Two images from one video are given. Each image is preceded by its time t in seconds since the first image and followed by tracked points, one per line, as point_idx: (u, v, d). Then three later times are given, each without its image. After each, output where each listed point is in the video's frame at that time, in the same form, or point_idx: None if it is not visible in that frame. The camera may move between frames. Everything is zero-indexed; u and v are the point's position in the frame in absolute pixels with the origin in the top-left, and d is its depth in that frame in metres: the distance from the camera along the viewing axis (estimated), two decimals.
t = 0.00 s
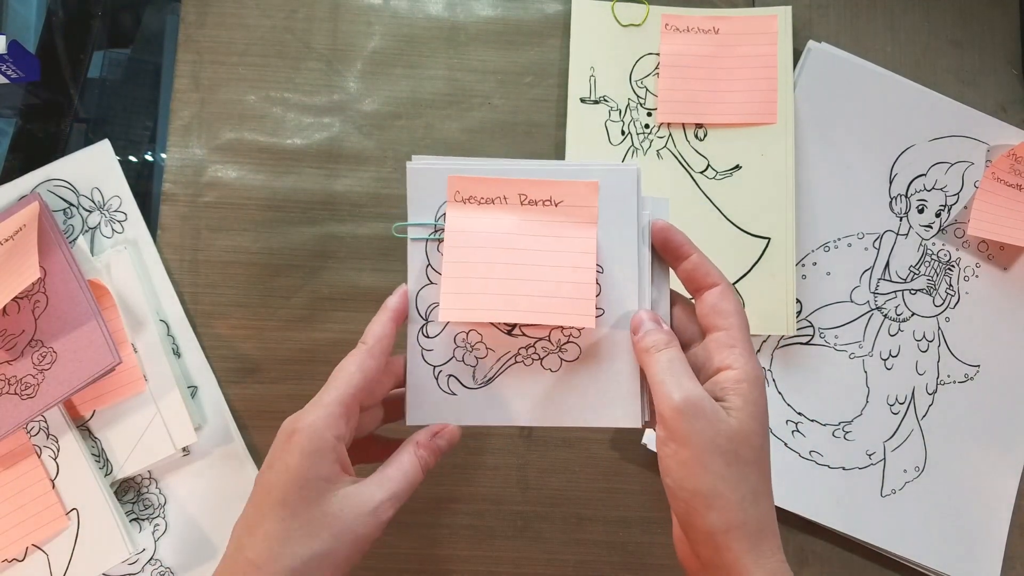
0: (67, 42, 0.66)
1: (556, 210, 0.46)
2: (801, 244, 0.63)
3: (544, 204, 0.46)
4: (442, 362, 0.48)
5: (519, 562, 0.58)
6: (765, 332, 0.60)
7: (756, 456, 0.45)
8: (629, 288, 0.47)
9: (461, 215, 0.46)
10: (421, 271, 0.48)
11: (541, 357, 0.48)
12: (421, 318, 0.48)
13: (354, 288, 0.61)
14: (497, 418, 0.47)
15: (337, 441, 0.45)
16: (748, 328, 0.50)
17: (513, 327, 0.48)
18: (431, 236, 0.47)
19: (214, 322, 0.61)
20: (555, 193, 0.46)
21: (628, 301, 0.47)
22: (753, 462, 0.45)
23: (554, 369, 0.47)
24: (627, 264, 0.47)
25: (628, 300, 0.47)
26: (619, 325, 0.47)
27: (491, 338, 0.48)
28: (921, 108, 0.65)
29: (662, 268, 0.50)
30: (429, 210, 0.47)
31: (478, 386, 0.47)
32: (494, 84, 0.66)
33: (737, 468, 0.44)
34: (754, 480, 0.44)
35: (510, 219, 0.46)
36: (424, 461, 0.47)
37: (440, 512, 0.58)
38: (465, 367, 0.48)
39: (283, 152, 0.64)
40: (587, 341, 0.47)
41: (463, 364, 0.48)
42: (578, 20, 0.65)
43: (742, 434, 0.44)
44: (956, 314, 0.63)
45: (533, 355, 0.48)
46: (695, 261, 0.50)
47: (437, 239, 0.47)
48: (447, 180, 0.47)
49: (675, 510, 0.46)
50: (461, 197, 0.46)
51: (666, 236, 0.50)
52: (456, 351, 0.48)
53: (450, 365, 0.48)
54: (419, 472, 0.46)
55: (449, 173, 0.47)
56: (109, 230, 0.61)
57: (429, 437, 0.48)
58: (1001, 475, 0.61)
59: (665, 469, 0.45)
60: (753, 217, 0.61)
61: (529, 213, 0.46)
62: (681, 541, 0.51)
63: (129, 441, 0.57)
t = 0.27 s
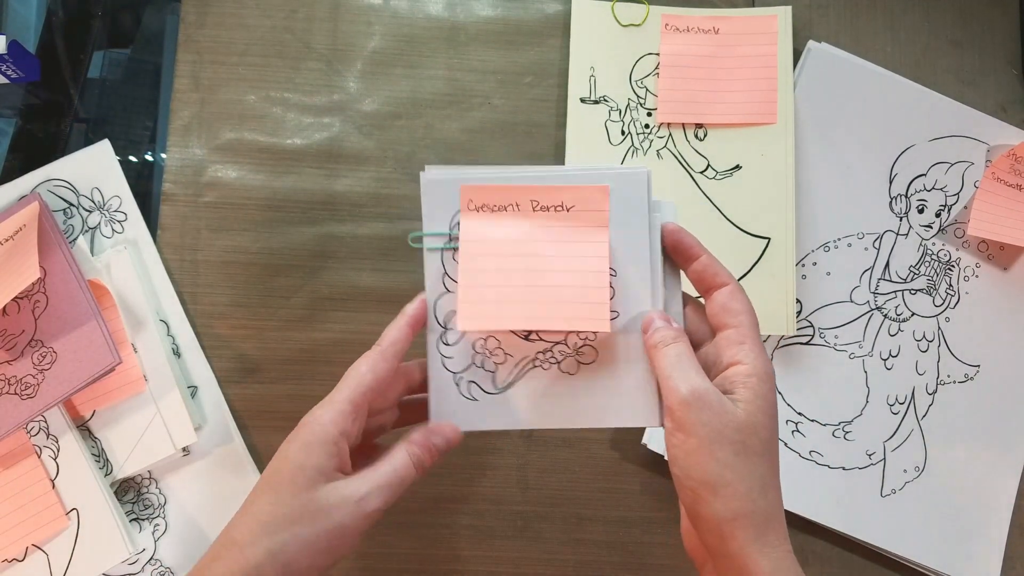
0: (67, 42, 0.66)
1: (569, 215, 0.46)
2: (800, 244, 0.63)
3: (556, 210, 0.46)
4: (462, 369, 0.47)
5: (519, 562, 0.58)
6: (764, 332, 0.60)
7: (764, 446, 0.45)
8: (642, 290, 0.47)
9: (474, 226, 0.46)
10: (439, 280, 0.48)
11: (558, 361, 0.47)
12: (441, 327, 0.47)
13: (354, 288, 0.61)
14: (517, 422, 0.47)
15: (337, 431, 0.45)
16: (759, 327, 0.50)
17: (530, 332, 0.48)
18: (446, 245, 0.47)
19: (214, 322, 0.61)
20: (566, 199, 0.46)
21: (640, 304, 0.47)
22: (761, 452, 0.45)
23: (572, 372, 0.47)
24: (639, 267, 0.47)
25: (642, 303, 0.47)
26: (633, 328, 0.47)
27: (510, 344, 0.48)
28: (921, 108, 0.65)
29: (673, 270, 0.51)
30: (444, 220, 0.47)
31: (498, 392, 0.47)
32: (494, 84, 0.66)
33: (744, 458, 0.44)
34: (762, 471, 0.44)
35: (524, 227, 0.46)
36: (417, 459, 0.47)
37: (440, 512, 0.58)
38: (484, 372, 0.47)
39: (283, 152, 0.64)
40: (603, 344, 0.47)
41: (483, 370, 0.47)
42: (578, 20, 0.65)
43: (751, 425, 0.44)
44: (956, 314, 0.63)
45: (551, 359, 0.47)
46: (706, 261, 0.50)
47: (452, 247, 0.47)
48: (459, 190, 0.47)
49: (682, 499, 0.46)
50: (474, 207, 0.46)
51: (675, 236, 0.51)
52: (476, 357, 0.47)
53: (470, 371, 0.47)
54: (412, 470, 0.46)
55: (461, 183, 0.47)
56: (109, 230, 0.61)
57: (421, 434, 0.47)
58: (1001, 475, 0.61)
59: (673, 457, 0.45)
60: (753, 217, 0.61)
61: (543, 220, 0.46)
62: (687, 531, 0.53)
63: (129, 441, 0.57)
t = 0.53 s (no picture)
0: (67, 41, 0.66)
1: (567, 213, 0.46)
2: (801, 244, 0.63)
3: (555, 207, 0.46)
4: (456, 367, 0.47)
5: (519, 562, 0.58)
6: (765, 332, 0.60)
7: (747, 433, 0.45)
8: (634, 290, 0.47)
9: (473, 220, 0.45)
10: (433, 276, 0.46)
11: (552, 360, 0.48)
12: (435, 324, 0.47)
13: (354, 288, 0.61)
14: (510, 421, 0.47)
15: (324, 393, 0.47)
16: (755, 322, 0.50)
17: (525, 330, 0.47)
18: (443, 238, 0.46)
19: (214, 322, 0.61)
20: (567, 197, 0.46)
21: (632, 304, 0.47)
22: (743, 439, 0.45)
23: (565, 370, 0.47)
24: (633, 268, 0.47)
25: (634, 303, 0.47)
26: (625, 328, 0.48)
27: (504, 342, 0.47)
28: (921, 108, 0.65)
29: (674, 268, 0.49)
30: (442, 212, 0.46)
31: (491, 390, 0.47)
32: (494, 84, 0.66)
33: (726, 445, 0.44)
34: (743, 459, 0.44)
35: (522, 223, 0.45)
36: (401, 399, 0.45)
37: (440, 512, 0.58)
38: (478, 370, 0.47)
39: (283, 152, 0.64)
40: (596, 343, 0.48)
41: (477, 368, 0.47)
42: (578, 20, 0.65)
43: (734, 413, 0.45)
44: (956, 314, 0.63)
45: (545, 357, 0.47)
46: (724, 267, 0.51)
47: (450, 241, 0.46)
48: (458, 182, 0.45)
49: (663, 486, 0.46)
50: (474, 200, 0.45)
51: (698, 241, 0.52)
52: (469, 355, 0.47)
53: (463, 370, 0.47)
54: (397, 411, 0.45)
55: (461, 175, 0.45)
56: (109, 230, 0.61)
57: (402, 377, 0.44)
58: (1001, 474, 0.61)
59: (657, 442, 0.45)
60: (754, 217, 0.61)
61: (541, 216, 0.46)
62: (664, 518, 0.51)
63: (129, 441, 0.57)
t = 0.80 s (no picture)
0: (67, 41, 0.66)
1: (540, 173, 0.43)
2: (800, 244, 0.63)
3: (527, 169, 0.43)
4: (438, 340, 0.44)
5: (519, 562, 0.58)
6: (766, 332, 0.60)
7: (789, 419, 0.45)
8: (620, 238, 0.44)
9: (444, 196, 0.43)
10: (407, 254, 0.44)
11: (535, 319, 0.44)
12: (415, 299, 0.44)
13: (354, 288, 0.61)
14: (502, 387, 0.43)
15: (306, 366, 0.48)
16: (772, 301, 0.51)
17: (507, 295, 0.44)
18: (414, 216, 0.44)
19: (214, 322, 0.61)
20: (534, 156, 0.43)
21: (616, 252, 0.43)
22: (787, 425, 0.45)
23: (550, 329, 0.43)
24: (614, 216, 0.44)
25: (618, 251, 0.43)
26: (609, 278, 0.43)
27: (487, 310, 0.44)
28: (921, 108, 0.65)
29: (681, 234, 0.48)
30: (411, 191, 0.44)
31: (477, 358, 0.44)
32: (494, 84, 0.65)
33: (775, 434, 0.44)
34: (790, 445, 0.45)
35: (496, 195, 0.43)
36: (384, 370, 0.44)
37: (441, 512, 0.58)
38: (460, 341, 0.44)
39: (283, 152, 0.64)
40: (581, 297, 0.43)
41: (458, 339, 0.44)
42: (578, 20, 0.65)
43: (775, 399, 0.45)
44: (956, 314, 0.63)
45: (529, 318, 0.44)
46: (717, 239, 0.53)
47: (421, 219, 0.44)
48: (427, 160, 0.44)
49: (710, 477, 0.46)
50: (440, 175, 0.44)
51: (683, 217, 0.53)
52: (451, 326, 0.44)
53: (445, 341, 0.44)
54: (381, 381, 0.45)
55: (427, 152, 0.44)
56: (110, 230, 0.61)
57: (387, 351, 0.44)
58: (1001, 474, 0.61)
59: (704, 436, 0.45)
60: (754, 217, 0.61)
61: (516, 184, 0.43)
62: (703, 506, 0.50)
63: (129, 441, 0.57)
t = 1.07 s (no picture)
0: (67, 41, 0.66)
1: (464, 184, 0.41)
2: (800, 244, 0.63)
3: (449, 178, 0.40)
4: (343, 357, 0.43)
5: (519, 562, 0.58)
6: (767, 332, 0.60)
7: (794, 472, 0.42)
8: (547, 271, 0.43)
9: (354, 192, 0.40)
10: (313, 255, 0.42)
11: (451, 350, 0.44)
12: (318, 309, 0.43)
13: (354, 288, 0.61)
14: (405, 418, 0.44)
15: (186, 388, 0.44)
16: (794, 330, 0.48)
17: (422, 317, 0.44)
18: (320, 216, 0.42)
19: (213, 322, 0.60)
20: (464, 166, 0.40)
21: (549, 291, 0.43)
22: (791, 478, 0.41)
23: (466, 361, 0.44)
24: (546, 249, 0.43)
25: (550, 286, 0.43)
26: (534, 316, 0.44)
27: (397, 330, 0.43)
28: (920, 108, 0.65)
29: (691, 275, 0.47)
30: (318, 184, 0.41)
31: (381, 382, 0.43)
32: (495, 84, 0.66)
33: (772, 486, 0.41)
34: (792, 499, 0.41)
35: (410, 198, 0.40)
36: (279, 386, 0.41)
37: (440, 512, 0.58)
38: (369, 361, 0.43)
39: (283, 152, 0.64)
40: (501, 336, 0.44)
41: (366, 359, 0.43)
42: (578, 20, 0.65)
43: (777, 449, 0.41)
44: (956, 314, 0.63)
45: (444, 347, 0.44)
46: (742, 255, 0.53)
47: (327, 220, 0.42)
48: (331, 150, 0.41)
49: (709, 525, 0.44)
50: (351, 170, 0.40)
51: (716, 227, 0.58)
52: (358, 343, 0.43)
53: (351, 360, 0.43)
54: (277, 400, 0.42)
55: (338, 141, 0.40)
56: (110, 230, 0.61)
57: (281, 365, 0.41)
58: (1001, 474, 0.61)
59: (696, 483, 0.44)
60: (754, 217, 0.61)
61: (432, 189, 0.40)
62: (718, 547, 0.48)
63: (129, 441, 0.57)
